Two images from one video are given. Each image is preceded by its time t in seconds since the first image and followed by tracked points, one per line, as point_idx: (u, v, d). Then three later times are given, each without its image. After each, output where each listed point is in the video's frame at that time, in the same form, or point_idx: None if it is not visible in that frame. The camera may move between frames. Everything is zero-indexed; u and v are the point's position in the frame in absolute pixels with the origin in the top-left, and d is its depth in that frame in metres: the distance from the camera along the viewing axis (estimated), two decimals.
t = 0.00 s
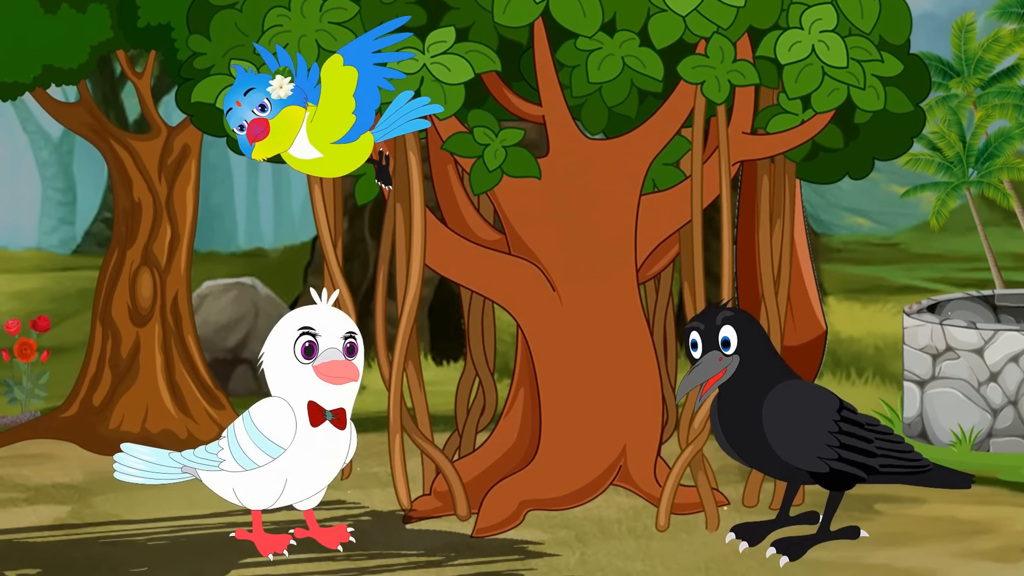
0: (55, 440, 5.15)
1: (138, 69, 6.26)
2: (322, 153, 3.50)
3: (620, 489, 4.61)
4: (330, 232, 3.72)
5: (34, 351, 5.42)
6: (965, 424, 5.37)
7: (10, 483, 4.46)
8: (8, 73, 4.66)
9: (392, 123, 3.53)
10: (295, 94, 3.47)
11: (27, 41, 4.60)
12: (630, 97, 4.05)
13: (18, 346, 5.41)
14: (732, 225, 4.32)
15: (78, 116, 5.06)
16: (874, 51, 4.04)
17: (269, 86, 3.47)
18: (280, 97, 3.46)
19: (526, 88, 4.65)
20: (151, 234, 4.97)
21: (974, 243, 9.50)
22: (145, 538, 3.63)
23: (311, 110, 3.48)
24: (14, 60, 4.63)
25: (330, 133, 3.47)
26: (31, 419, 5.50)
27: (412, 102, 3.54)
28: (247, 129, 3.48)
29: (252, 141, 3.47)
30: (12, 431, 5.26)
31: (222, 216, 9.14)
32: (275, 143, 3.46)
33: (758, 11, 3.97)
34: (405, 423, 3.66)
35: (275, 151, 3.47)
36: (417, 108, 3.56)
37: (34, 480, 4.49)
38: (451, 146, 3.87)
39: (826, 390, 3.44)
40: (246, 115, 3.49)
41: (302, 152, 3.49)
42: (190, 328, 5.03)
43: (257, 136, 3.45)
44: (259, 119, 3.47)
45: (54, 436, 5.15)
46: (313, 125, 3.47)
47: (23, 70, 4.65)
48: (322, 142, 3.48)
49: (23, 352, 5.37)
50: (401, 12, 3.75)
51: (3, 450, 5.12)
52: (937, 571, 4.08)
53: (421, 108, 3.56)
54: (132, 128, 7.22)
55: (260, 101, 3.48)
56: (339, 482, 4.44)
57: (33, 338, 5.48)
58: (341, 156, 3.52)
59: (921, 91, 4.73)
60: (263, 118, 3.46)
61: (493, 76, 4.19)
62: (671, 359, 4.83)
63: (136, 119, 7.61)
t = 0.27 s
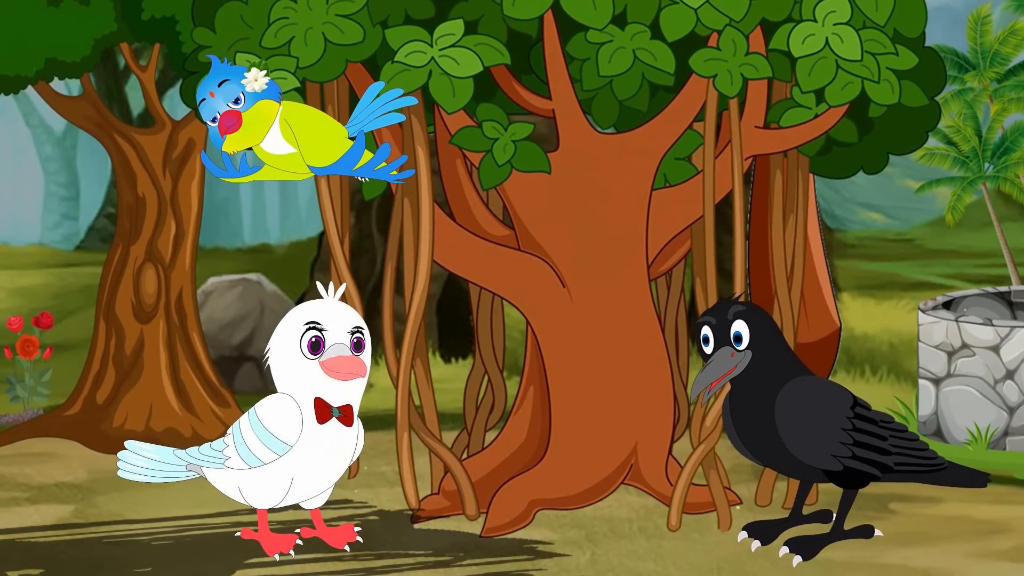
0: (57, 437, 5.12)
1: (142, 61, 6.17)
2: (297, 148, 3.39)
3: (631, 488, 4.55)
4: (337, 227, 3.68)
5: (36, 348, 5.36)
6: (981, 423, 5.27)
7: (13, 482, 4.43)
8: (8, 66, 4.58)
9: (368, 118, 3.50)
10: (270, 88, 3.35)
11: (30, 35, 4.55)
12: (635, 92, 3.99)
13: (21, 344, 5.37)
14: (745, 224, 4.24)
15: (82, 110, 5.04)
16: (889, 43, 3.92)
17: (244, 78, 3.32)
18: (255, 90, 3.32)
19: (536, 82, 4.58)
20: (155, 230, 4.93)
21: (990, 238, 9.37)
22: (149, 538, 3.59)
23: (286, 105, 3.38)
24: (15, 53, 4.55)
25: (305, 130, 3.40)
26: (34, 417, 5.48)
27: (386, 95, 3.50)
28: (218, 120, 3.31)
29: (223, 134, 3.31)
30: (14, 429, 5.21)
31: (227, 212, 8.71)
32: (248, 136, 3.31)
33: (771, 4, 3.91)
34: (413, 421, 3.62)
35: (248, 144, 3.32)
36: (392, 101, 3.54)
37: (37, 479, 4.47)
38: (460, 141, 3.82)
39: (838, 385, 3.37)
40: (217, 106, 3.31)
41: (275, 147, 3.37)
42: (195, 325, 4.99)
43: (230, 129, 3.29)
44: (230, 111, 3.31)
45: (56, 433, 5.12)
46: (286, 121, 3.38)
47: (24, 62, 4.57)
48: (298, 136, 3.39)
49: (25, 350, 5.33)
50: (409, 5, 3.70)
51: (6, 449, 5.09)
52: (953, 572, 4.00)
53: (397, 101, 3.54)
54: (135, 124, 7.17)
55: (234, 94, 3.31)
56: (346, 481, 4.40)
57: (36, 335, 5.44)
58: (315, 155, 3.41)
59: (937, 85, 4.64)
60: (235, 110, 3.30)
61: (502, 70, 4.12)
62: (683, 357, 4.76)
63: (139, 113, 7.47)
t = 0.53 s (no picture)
0: (59, 435, 5.07)
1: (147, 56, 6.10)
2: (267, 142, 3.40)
3: (642, 487, 4.49)
4: (343, 222, 3.63)
5: (39, 346, 5.33)
6: (997, 421, 5.19)
7: (16, 481, 4.41)
8: (12, 59, 4.54)
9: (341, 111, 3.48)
10: (242, 81, 3.42)
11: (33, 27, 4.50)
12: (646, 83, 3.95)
13: (24, 341, 5.34)
14: (757, 219, 4.19)
15: (85, 104, 4.99)
16: (904, 36, 3.88)
17: (215, 70, 3.40)
18: (227, 83, 3.39)
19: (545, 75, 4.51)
20: (160, 226, 4.90)
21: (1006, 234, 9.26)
22: (153, 537, 3.56)
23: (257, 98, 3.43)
24: (19, 47, 4.51)
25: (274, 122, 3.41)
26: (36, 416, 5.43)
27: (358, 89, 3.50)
28: (190, 113, 3.42)
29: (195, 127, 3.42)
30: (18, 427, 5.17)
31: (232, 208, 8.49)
32: (218, 128, 3.38)
33: None
34: (421, 420, 3.57)
35: (218, 138, 3.39)
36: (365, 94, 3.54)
37: (39, 478, 4.46)
38: (469, 134, 3.76)
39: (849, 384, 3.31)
40: (190, 99, 3.42)
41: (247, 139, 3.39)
42: (199, 322, 4.95)
43: (201, 122, 3.40)
44: (203, 104, 3.42)
45: (59, 431, 5.07)
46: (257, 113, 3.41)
47: (27, 55, 4.53)
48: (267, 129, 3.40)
49: (29, 347, 5.30)
50: None
51: (9, 447, 5.05)
52: (969, 571, 3.95)
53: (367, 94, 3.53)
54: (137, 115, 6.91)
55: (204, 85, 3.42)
56: (353, 480, 4.36)
57: (39, 333, 5.39)
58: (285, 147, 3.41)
59: (952, 78, 4.56)
60: (206, 104, 3.41)
61: (512, 63, 4.05)
62: (695, 354, 4.70)
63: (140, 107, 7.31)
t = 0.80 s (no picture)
0: (63, 434, 5.04)
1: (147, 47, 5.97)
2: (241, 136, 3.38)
3: (653, 486, 4.43)
4: (350, 217, 3.59)
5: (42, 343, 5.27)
6: (1013, 419, 5.12)
7: (18, 480, 4.38)
8: (15, 53, 4.51)
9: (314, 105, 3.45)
10: (212, 74, 3.35)
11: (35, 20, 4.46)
12: (656, 77, 3.86)
13: (26, 338, 5.29)
14: (770, 213, 4.13)
15: (88, 98, 4.95)
16: (917, 29, 3.80)
17: (184, 64, 3.35)
18: (197, 76, 3.34)
19: (554, 68, 4.45)
20: (164, 222, 4.81)
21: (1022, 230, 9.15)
22: (157, 537, 3.53)
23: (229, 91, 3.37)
24: (21, 40, 4.48)
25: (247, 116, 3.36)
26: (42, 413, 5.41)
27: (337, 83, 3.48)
28: (160, 108, 3.37)
29: (166, 123, 3.36)
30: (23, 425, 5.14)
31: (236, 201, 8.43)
32: (191, 125, 3.35)
33: None
34: (429, 418, 3.52)
35: (191, 133, 3.36)
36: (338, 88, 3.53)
37: (41, 477, 4.41)
38: (476, 128, 3.70)
39: (844, 378, 3.21)
40: (160, 94, 3.37)
41: (219, 134, 3.37)
42: (204, 319, 4.85)
43: (173, 118, 3.34)
44: (173, 99, 3.36)
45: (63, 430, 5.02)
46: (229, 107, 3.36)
47: (30, 48, 4.49)
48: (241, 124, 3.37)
49: (31, 344, 5.25)
50: None
51: (12, 446, 4.99)
52: (984, 572, 3.88)
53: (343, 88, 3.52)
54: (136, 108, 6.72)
55: (174, 79, 3.36)
56: (360, 479, 4.32)
57: (41, 329, 5.33)
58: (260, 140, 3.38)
59: (968, 71, 4.47)
60: (177, 98, 3.35)
61: (521, 55, 4.00)
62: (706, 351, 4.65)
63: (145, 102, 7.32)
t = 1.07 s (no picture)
0: (66, 431, 4.79)
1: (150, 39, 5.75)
2: (211, 129, 3.53)
3: (664, 485, 4.38)
4: (358, 213, 3.56)
5: (44, 340, 5.09)
6: None
7: (21, 479, 4.34)
8: (17, 46, 4.46)
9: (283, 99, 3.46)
10: (180, 66, 3.49)
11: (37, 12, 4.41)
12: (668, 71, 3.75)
13: (28, 336, 5.15)
14: (782, 208, 4.05)
15: (91, 92, 4.92)
16: (932, 22, 3.73)
17: (151, 59, 3.53)
18: (163, 70, 3.49)
19: (565, 62, 4.38)
20: (168, 217, 4.57)
21: None
22: (162, 536, 3.49)
23: (197, 82, 3.49)
24: (23, 33, 4.43)
25: (214, 107, 3.50)
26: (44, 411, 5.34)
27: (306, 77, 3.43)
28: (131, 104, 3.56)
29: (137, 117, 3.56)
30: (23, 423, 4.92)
31: (243, 197, 7.95)
32: (160, 119, 3.53)
33: None
34: (437, 416, 3.49)
35: (161, 126, 3.55)
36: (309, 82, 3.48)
37: (45, 474, 4.36)
38: (484, 123, 3.65)
39: (837, 375, 3.17)
40: (129, 90, 3.57)
41: (188, 126, 3.54)
42: (210, 317, 4.63)
43: (142, 113, 3.52)
44: (143, 94, 3.54)
45: (65, 428, 4.79)
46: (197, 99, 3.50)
47: (32, 42, 4.44)
48: (208, 116, 3.51)
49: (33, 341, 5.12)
50: None
51: (13, 446, 4.82)
52: (997, 572, 3.89)
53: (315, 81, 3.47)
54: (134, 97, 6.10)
55: (144, 74, 3.54)
56: (367, 478, 4.27)
57: (44, 326, 5.20)
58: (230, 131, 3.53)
59: (983, 64, 4.39)
60: (146, 93, 3.53)
61: (529, 48, 3.94)
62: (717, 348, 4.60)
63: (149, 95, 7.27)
